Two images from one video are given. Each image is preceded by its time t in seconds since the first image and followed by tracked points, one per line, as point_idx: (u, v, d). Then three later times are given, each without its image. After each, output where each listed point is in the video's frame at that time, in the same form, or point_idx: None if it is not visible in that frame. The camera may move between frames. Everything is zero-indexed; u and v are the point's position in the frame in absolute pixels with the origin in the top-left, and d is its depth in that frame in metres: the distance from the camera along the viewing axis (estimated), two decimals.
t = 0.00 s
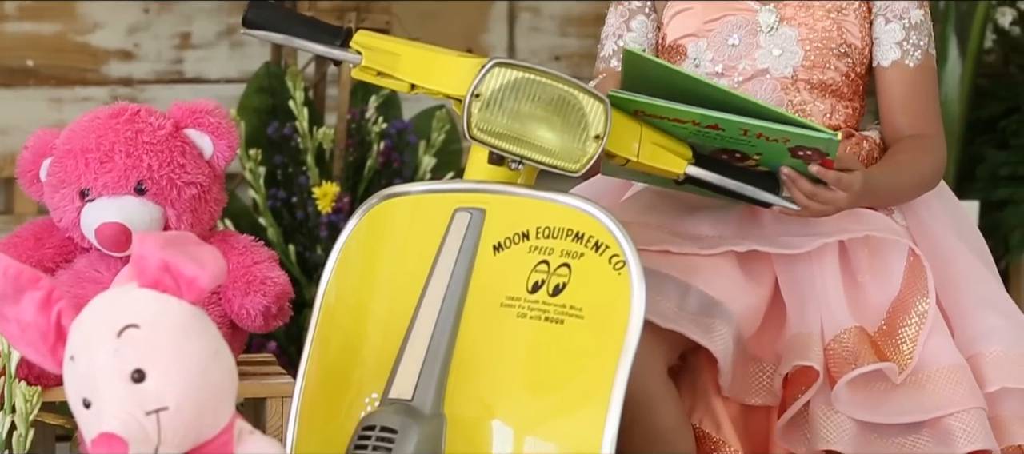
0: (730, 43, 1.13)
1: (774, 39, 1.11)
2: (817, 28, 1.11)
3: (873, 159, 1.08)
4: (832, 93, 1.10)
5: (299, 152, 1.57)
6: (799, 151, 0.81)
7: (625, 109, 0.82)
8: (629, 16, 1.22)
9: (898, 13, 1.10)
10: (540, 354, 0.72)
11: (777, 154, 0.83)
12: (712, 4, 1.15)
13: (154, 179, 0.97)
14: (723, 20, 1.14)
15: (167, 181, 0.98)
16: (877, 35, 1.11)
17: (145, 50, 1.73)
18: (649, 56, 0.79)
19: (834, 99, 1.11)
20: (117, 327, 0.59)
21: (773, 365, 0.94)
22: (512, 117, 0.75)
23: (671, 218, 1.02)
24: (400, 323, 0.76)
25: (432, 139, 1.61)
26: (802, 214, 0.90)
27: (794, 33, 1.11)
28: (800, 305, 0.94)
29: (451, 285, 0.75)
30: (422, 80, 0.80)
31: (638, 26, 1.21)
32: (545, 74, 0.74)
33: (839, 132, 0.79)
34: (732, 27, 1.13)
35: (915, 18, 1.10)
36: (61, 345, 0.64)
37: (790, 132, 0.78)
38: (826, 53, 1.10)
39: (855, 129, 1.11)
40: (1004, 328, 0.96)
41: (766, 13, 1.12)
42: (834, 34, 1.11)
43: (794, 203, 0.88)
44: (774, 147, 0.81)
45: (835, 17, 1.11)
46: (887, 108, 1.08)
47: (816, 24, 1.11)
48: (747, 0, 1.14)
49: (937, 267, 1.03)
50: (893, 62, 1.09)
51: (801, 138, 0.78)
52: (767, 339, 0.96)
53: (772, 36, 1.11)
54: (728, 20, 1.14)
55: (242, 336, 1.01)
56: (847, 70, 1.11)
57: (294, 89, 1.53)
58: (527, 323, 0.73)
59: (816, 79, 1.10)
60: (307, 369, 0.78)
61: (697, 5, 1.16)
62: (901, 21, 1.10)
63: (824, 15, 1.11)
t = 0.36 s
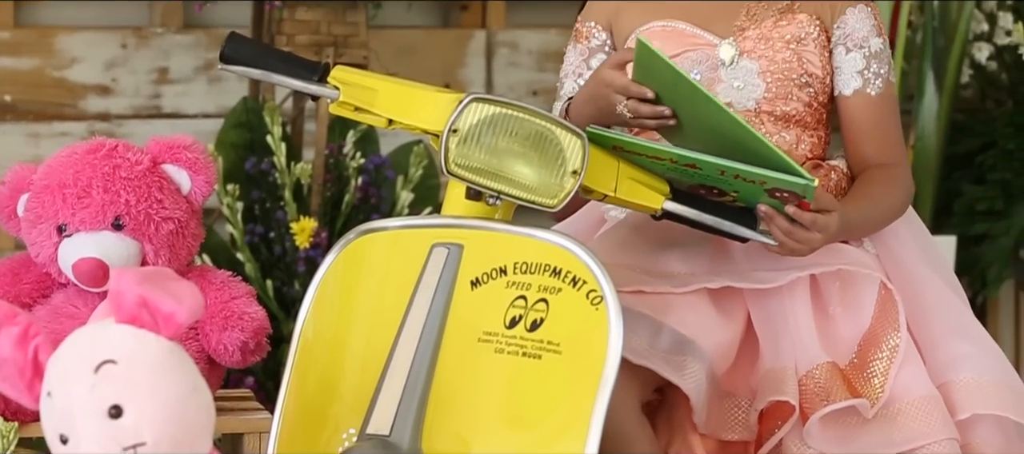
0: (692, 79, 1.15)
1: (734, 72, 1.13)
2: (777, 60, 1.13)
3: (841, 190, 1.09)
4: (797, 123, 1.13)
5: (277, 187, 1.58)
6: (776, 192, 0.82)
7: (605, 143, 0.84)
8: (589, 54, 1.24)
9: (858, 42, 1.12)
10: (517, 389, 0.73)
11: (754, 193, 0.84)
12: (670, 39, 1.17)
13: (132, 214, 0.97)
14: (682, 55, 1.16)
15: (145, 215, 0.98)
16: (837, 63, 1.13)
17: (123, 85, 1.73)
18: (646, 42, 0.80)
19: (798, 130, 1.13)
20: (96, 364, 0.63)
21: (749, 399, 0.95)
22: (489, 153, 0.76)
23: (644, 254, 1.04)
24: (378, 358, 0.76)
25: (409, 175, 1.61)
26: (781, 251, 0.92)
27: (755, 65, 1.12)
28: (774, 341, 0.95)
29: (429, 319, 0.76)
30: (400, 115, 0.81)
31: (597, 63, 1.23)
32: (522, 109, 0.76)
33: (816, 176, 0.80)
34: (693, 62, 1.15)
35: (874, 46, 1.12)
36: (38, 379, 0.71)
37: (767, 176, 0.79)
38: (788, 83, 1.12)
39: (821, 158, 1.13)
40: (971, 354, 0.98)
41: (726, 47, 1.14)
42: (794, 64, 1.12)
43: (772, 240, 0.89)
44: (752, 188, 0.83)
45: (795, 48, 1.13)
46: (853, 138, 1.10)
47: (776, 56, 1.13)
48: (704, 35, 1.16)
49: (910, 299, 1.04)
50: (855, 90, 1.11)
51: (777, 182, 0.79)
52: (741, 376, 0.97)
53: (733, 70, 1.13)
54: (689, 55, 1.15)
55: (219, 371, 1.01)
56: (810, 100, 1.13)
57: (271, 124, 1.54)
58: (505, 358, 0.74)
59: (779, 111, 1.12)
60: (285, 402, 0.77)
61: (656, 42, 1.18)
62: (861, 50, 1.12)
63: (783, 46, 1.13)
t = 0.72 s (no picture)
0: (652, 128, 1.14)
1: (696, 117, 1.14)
2: (737, 102, 1.14)
3: (810, 228, 1.12)
4: (763, 164, 1.14)
5: (255, 228, 1.58)
6: (753, 240, 0.83)
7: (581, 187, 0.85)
8: (555, 104, 1.22)
9: (816, 81, 1.16)
10: (495, 430, 0.73)
11: (731, 238, 0.85)
12: (629, 90, 1.17)
13: (108, 255, 0.97)
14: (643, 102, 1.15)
15: (122, 257, 0.98)
16: (797, 103, 1.16)
17: (101, 126, 1.74)
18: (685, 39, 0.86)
19: (764, 171, 1.14)
20: (73, 405, 0.65)
21: (726, 440, 0.95)
22: (467, 194, 0.77)
23: (620, 298, 1.05)
24: (355, 400, 0.76)
25: (387, 215, 1.63)
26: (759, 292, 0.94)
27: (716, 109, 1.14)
28: (750, 382, 0.96)
29: (406, 361, 0.76)
30: (378, 156, 0.82)
31: (565, 114, 1.22)
32: (499, 151, 0.77)
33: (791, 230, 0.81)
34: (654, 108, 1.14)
35: (831, 85, 1.17)
36: (15, 422, 0.74)
37: (744, 225, 0.80)
38: (750, 125, 1.13)
39: (788, 197, 1.15)
40: (942, 388, 0.99)
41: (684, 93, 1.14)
42: (755, 106, 1.14)
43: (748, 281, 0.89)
44: (730, 235, 0.84)
45: (754, 89, 1.15)
46: (820, 175, 1.15)
47: (735, 98, 1.14)
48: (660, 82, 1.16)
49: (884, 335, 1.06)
50: (816, 129, 1.15)
51: (754, 234, 0.80)
52: (717, 417, 0.97)
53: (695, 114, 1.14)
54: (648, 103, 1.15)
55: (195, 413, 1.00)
56: (772, 139, 1.15)
57: (249, 165, 1.54)
58: (483, 399, 0.74)
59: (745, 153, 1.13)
60: (262, 444, 0.77)
61: (615, 92, 1.17)
62: (820, 88, 1.16)
63: (742, 88, 1.15)
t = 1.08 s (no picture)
0: (626, 176, 1.18)
1: (668, 166, 1.18)
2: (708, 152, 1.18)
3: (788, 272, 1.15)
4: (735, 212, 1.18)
5: (237, 275, 1.58)
6: (735, 287, 0.85)
7: (563, 233, 0.86)
8: (533, 148, 1.23)
9: (786, 127, 1.18)
10: None
11: (712, 286, 0.87)
12: (602, 139, 1.21)
13: (90, 302, 1.00)
14: (615, 153, 1.20)
15: (103, 304, 1.01)
16: (769, 148, 1.18)
17: (82, 174, 1.74)
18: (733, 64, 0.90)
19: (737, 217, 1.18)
20: None
21: None
22: (448, 241, 0.78)
23: (602, 347, 1.06)
24: (337, 449, 0.76)
25: (369, 263, 1.63)
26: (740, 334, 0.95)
27: (688, 158, 1.18)
28: (731, 426, 0.97)
29: (388, 408, 0.77)
30: (360, 204, 0.83)
31: (545, 157, 1.23)
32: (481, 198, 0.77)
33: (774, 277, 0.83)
34: (626, 160, 1.18)
35: (802, 131, 1.18)
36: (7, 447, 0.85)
37: (728, 273, 0.81)
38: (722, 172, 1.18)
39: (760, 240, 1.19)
40: (922, 430, 1.00)
41: (657, 142, 1.19)
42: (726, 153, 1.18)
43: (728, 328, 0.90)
44: (711, 281, 0.85)
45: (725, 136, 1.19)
46: (796, 220, 1.17)
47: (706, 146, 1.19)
48: (634, 132, 1.20)
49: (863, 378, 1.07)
50: (788, 176, 1.16)
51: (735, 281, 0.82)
52: None
53: (667, 163, 1.18)
54: (621, 153, 1.19)
55: None
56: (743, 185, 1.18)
57: (231, 213, 1.54)
58: (465, 446, 0.75)
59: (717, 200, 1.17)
60: None
61: (588, 143, 1.21)
62: (791, 134, 1.18)
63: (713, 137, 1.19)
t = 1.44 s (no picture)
0: (613, 222, 1.16)
1: (655, 213, 1.16)
2: (695, 197, 1.17)
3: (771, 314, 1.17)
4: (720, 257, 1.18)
5: (222, 319, 1.58)
6: (720, 326, 0.87)
7: (551, 274, 0.86)
8: (523, 192, 1.20)
9: (772, 173, 1.18)
10: None
11: (697, 326, 0.89)
12: (588, 185, 1.18)
13: (75, 347, 1.03)
14: (600, 200, 1.17)
15: (88, 348, 1.04)
16: (753, 195, 1.19)
17: (67, 217, 1.74)
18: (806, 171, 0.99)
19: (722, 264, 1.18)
20: None
21: None
22: (433, 285, 0.79)
23: (588, 394, 1.06)
24: None
25: (356, 307, 1.63)
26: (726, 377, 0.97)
27: (674, 204, 1.16)
28: None
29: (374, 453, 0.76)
30: (346, 248, 0.84)
31: (533, 201, 1.20)
32: (466, 242, 0.78)
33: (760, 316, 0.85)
34: (612, 207, 1.16)
35: (787, 177, 1.19)
36: None
37: (716, 311, 0.83)
38: (708, 219, 1.17)
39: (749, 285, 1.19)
40: None
41: (644, 189, 1.16)
42: (711, 198, 1.17)
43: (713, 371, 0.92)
44: (698, 322, 0.87)
45: (712, 183, 1.17)
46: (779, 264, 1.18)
47: (693, 192, 1.17)
48: (618, 178, 1.17)
49: (855, 428, 1.08)
50: (772, 221, 1.18)
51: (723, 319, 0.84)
52: None
53: (653, 210, 1.16)
54: (608, 199, 1.17)
55: None
56: (730, 232, 1.18)
57: (216, 256, 1.54)
58: None
59: (702, 246, 1.17)
60: None
61: (575, 189, 1.18)
62: (776, 182, 1.18)
63: (700, 182, 1.17)
